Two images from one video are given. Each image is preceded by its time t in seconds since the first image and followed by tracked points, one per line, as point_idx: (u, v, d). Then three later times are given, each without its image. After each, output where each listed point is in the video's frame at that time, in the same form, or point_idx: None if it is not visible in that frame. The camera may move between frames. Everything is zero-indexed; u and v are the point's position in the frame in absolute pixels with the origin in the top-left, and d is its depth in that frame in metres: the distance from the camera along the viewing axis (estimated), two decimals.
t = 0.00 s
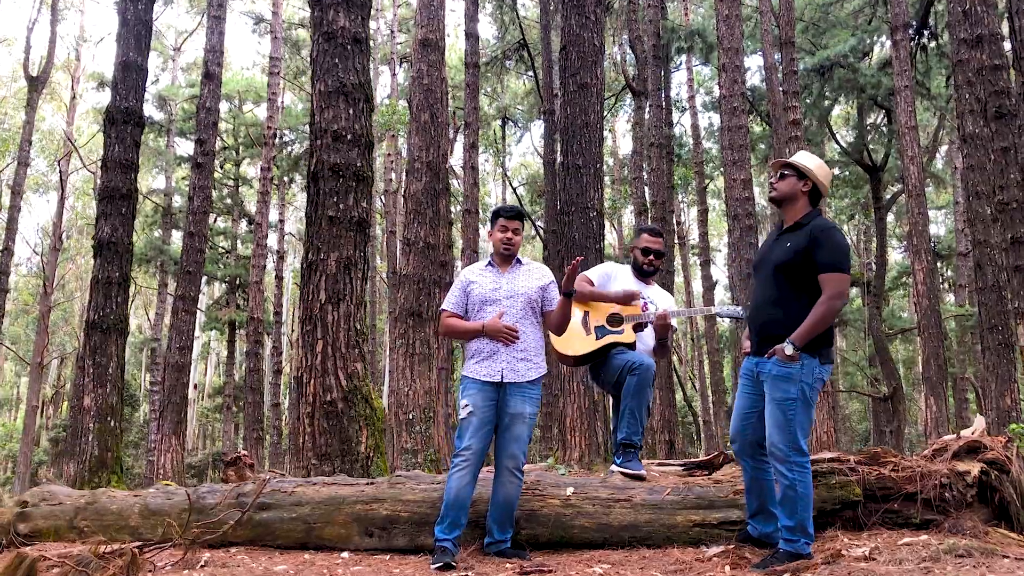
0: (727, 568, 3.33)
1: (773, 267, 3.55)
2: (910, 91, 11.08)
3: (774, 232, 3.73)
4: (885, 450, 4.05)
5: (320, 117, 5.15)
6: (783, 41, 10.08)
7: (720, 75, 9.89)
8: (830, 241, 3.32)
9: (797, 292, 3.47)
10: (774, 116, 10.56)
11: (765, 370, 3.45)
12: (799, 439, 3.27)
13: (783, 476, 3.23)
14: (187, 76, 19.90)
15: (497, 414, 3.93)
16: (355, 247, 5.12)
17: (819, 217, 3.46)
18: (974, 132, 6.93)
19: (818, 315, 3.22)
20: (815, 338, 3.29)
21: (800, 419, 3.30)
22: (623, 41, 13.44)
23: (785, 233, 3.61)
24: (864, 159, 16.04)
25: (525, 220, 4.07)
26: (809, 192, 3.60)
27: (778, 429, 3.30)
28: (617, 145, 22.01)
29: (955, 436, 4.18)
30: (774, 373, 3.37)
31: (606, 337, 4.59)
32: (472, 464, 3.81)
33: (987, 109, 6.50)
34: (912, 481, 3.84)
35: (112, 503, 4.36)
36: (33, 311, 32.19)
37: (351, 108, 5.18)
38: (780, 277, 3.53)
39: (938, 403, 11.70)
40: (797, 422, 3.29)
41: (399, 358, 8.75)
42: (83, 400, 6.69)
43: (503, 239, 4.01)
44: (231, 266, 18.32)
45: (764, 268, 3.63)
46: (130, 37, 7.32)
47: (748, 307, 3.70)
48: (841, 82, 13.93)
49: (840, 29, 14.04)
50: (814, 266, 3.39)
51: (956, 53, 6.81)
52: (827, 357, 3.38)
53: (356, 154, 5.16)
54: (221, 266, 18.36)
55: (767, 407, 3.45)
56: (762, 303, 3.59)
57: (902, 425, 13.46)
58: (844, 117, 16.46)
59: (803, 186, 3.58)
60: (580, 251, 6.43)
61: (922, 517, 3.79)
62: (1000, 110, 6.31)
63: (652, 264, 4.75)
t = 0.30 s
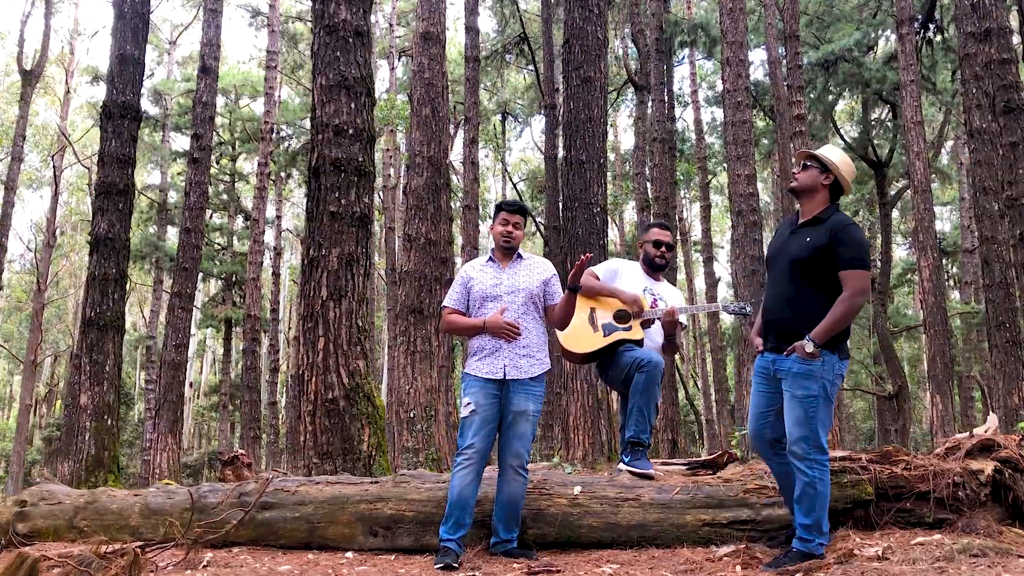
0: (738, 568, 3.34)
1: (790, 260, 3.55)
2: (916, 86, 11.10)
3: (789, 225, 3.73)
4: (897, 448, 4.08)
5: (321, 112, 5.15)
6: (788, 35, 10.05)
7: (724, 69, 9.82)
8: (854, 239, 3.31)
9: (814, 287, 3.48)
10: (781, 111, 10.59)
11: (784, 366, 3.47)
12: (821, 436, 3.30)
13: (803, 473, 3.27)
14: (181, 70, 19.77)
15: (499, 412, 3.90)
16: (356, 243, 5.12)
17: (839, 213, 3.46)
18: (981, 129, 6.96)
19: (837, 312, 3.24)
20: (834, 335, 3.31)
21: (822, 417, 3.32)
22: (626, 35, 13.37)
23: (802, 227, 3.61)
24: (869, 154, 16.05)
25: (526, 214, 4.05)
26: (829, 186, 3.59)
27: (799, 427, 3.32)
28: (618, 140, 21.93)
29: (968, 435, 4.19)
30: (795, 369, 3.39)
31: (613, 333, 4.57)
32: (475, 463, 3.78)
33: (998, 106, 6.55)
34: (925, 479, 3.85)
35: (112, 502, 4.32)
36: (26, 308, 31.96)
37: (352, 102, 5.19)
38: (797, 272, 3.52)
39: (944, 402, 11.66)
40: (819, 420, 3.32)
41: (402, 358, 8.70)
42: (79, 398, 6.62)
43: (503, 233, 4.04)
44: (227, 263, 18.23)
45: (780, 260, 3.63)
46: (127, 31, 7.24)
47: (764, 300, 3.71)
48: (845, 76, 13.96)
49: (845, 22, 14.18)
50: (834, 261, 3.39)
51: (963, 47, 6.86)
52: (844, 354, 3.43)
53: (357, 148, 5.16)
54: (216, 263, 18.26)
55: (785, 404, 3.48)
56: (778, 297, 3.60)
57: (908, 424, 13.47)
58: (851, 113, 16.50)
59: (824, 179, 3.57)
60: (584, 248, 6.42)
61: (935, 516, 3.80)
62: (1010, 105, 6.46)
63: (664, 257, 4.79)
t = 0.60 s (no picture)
0: (742, 570, 3.33)
1: (801, 262, 3.60)
2: (918, 82, 11.12)
3: (796, 227, 3.79)
4: (902, 448, 4.08)
5: (318, 108, 5.09)
6: (788, 30, 10.02)
7: (725, 65, 9.81)
8: (866, 242, 3.38)
9: (824, 288, 3.52)
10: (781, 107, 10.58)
11: (794, 366, 3.51)
12: (830, 435, 3.35)
13: (813, 474, 3.32)
14: (175, 65, 19.63)
15: (490, 412, 3.85)
16: (353, 240, 5.06)
17: (848, 216, 3.53)
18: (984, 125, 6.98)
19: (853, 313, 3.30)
20: (845, 336, 3.37)
21: (832, 417, 3.37)
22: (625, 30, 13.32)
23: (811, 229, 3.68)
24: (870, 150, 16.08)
25: (511, 209, 4.02)
26: (837, 191, 3.66)
27: (810, 427, 3.37)
28: (615, 136, 21.86)
29: (974, 434, 4.20)
30: (804, 369, 3.44)
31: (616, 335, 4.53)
32: (468, 465, 3.76)
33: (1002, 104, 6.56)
34: (931, 480, 3.86)
35: (107, 503, 4.27)
36: (16, 306, 31.71)
37: (350, 98, 5.13)
38: (807, 273, 3.58)
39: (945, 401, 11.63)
40: (828, 420, 3.37)
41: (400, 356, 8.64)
42: (71, 397, 6.55)
43: (487, 229, 4.00)
44: (221, 260, 18.13)
45: (789, 261, 3.68)
46: (120, 25, 7.17)
47: (772, 300, 3.75)
48: (847, 71, 14.02)
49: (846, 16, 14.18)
50: (844, 264, 3.45)
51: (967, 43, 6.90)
52: (855, 353, 3.46)
53: (354, 145, 5.10)
54: (210, 261, 18.17)
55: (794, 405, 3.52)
56: (787, 298, 3.64)
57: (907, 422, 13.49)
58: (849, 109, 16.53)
59: (832, 183, 3.64)
60: (583, 245, 6.38)
61: (941, 518, 3.82)
62: (1014, 101, 6.42)
63: (668, 259, 4.73)
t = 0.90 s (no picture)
0: (737, 570, 3.30)
1: (792, 259, 3.60)
2: (912, 78, 11.20)
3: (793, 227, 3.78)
4: (897, 447, 4.09)
5: (307, 101, 5.01)
6: (782, 26, 10.01)
7: (719, 61, 9.80)
8: (848, 233, 3.37)
9: (815, 285, 3.51)
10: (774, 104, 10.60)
11: (788, 366, 3.52)
12: (825, 434, 3.35)
13: (808, 471, 3.31)
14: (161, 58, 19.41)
15: (471, 411, 3.80)
16: (342, 236, 4.98)
17: (835, 210, 3.51)
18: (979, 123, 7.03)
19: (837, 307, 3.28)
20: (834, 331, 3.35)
21: (826, 415, 3.37)
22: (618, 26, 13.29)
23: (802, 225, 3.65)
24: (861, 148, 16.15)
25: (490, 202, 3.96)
26: (829, 186, 3.63)
27: (805, 425, 3.38)
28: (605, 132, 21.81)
29: (970, 432, 4.20)
30: (797, 368, 3.45)
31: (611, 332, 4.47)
32: (452, 465, 3.72)
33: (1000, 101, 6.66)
34: (926, 479, 3.88)
35: (91, 503, 4.19)
36: None
37: (339, 91, 5.05)
38: (800, 270, 3.57)
39: (940, 400, 11.65)
40: (822, 418, 3.36)
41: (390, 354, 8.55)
42: (54, 395, 6.41)
43: (466, 222, 3.92)
44: (206, 256, 17.97)
45: (783, 261, 3.68)
46: (105, 16, 7.04)
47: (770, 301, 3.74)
48: (840, 68, 14.07)
49: (840, 14, 14.23)
50: (831, 258, 3.43)
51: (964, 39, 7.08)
52: (851, 351, 3.44)
53: (343, 139, 5.02)
54: (194, 257, 18.01)
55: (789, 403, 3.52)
56: (782, 296, 3.64)
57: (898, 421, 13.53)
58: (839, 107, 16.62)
59: (823, 179, 3.62)
60: (575, 242, 6.34)
61: (937, 517, 3.84)
62: (1009, 99, 6.53)
63: (658, 252, 4.70)
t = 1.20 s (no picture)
0: (701, 569, 3.27)
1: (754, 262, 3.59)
2: (876, 76, 11.39)
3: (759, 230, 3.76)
4: (861, 445, 4.10)
5: (267, 92, 4.84)
6: (746, 22, 10.07)
7: (684, 56, 9.81)
8: (792, 229, 3.36)
9: (774, 284, 3.49)
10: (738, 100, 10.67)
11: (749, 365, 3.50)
12: (780, 432, 3.33)
13: (765, 469, 3.28)
14: (115, 47, 18.85)
15: (428, 409, 3.71)
16: (301, 231, 4.83)
17: (791, 208, 3.49)
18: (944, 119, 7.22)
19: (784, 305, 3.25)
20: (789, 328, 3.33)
21: (781, 411, 3.34)
22: (582, 19, 13.27)
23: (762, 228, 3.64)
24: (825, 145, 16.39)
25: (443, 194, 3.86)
26: (790, 186, 3.60)
27: (762, 424, 3.35)
28: (570, 127, 21.81)
29: (933, 429, 4.22)
30: (756, 367, 3.43)
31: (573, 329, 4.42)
32: (411, 464, 3.62)
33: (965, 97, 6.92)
34: (890, 477, 3.90)
35: (40, 503, 4.06)
36: None
37: (299, 82, 4.89)
38: (761, 272, 3.55)
39: (901, 397, 11.85)
40: (777, 414, 3.34)
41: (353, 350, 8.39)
42: None
43: (421, 216, 3.82)
44: (158, 250, 17.60)
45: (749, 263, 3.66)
46: (55, 1, 6.76)
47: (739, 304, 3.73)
48: (804, 65, 14.27)
49: (805, 10, 14.40)
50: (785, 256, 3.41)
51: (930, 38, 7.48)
52: (813, 349, 3.40)
53: (304, 132, 4.86)
54: (147, 251, 17.57)
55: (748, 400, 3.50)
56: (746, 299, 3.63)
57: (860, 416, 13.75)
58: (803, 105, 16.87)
59: (783, 180, 3.60)
60: (539, 237, 6.27)
61: (900, 514, 3.84)
62: (971, 97, 7.04)
63: (624, 249, 4.65)
